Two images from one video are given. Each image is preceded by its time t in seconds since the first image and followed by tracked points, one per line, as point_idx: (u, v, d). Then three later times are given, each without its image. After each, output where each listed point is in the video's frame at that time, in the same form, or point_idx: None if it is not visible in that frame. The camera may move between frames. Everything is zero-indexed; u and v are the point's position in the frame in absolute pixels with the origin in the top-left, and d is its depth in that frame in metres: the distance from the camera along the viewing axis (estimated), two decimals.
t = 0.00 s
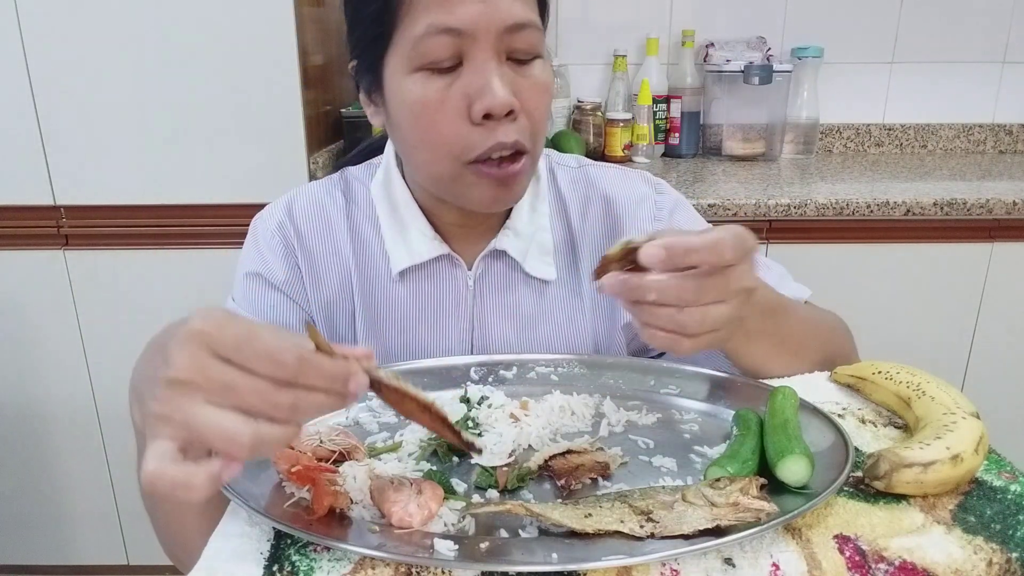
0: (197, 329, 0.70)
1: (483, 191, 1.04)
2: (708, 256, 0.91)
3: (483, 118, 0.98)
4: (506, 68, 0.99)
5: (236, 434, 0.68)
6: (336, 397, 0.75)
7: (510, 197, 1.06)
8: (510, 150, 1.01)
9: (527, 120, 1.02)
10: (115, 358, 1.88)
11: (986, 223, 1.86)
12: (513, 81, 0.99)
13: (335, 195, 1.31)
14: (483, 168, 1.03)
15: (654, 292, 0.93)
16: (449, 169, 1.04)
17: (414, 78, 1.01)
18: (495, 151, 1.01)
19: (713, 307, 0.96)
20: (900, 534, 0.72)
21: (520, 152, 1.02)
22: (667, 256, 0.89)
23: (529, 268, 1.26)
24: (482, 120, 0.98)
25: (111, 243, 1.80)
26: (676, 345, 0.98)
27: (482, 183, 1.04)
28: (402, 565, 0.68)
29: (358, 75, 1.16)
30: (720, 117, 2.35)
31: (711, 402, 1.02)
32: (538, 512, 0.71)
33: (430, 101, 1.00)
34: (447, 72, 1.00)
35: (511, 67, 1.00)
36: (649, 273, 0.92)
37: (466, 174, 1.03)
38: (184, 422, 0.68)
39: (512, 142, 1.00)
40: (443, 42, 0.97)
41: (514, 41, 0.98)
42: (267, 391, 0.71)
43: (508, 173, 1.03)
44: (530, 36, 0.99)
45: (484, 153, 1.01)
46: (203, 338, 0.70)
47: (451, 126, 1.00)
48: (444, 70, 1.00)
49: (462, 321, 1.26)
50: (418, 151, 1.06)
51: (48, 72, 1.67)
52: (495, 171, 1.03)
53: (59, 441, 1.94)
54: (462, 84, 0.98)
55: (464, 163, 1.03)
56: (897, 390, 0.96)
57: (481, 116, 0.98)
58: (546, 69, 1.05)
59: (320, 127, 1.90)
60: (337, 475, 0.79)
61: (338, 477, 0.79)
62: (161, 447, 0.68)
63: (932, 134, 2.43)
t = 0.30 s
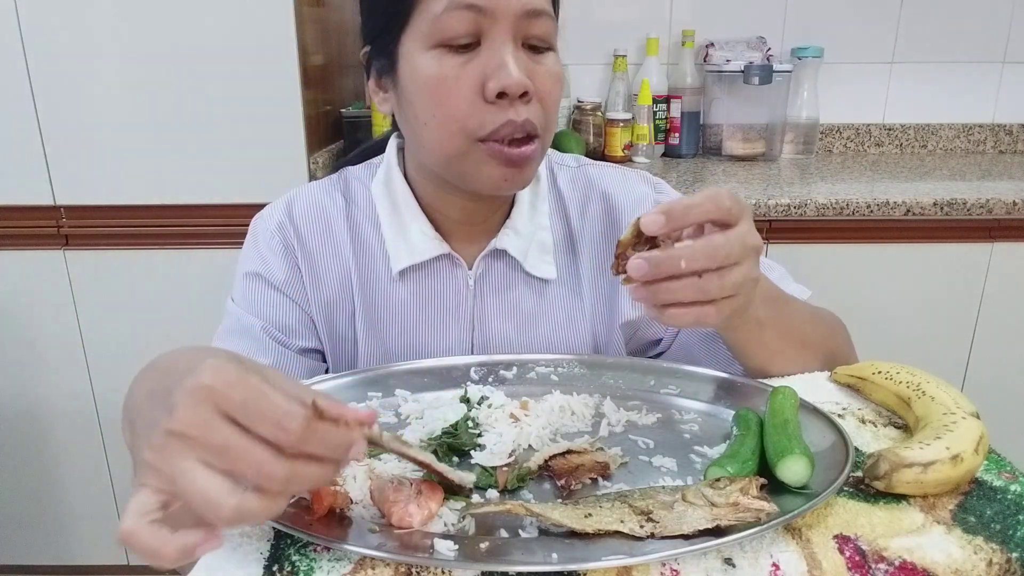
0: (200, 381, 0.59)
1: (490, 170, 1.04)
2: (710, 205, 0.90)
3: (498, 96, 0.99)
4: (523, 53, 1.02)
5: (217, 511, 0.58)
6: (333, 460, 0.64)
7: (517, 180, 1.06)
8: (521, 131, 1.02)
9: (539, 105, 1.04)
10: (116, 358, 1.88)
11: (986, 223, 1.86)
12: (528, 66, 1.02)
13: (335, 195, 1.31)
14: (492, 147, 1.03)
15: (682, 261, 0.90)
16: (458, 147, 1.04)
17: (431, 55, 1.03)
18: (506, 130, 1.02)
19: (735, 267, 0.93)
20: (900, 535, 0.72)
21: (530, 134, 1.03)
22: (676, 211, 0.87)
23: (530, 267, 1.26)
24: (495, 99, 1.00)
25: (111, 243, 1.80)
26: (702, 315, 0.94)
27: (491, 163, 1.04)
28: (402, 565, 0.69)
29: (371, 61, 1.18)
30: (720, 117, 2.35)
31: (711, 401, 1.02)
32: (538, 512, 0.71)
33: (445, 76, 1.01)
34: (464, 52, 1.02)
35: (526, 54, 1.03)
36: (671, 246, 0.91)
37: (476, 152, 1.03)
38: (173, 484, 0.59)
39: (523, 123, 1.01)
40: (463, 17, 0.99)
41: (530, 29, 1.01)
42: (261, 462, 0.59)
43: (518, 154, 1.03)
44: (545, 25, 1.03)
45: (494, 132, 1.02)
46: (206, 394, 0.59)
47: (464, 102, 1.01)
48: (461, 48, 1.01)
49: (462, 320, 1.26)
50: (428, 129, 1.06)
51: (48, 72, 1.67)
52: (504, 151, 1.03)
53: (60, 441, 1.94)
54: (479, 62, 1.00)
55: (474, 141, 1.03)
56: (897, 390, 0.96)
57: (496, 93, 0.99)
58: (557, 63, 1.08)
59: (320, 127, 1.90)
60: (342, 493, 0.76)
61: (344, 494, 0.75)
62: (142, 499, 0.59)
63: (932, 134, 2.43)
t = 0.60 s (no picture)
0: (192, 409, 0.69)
1: (481, 162, 1.04)
2: (698, 194, 0.92)
3: (491, 87, 1.00)
4: (520, 48, 1.03)
5: (136, 518, 0.66)
6: (264, 534, 0.66)
7: (508, 172, 1.06)
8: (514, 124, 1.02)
9: (534, 100, 1.04)
10: (115, 358, 1.88)
11: (986, 223, 1.86)
12: (524, 61, 1.02)
13: (333, 194, 1.31)
14: (484, 139, 1.03)
15: (673, 264, 0.90)
16: (450, 137, 1.04)
17: (429, 43, 1.04)
18: (498, 122, 1.02)
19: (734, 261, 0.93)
20: (900, 534, 0.72)
21: (522, 129, 1.03)
22: (670, 207, 0.89)
23: (527, 265, 1.26)
24: (490, 90, 1.00)
25: (111, 243, 1.80)
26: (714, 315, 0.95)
27: (482, 154, 1.04)
28: (401, 565, 0.69)
29: (375, 54, 1.20)
30: (720, 117, 2.35)
31: (711, 401, 1.02)
32: (538, 512, 0.71)
33: (442, 65, 1.02)
34: (463, 42, 1.03)
35: (524, 50, 1.04)
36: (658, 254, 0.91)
37: (467, 143, 1.03)
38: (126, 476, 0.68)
39: (516, 116, 1.01)
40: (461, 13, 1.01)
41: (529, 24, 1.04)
42: (191, 498, 0.65)
43: (509, 146, 1.03)
44: (544, 22, 1.05)
45: (487, 123, 1.02)
46: (198, 420, 0.68)
47: (458, 92, 1.02)
48: (459, 40, 1.02)
49: (460, 317, 1.27)
50: (422, 119, 1.07)
51: (48, 72, 1.67)
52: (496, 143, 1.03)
53: (60, 441, 1.94)
54: (475, 54, 1.01)
55: (466, 132, 1.03)
56: (897, 390, 0.96)
57: (489, 85, 1.00)
58: (557, 60, 1.09)
59: (320, 127, 1.90)
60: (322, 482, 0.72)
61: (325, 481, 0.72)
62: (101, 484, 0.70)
63: (932, 134, 2.43)
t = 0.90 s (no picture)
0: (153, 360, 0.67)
1: (468, 157, 1.06)
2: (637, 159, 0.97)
3: (480, 84, 1.02)
4: (512, 49, 1.05)
5: (64, 450, 0.62)
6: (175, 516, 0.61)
7: (496, 167, 1.07)
8: (502, 120, 1.04)
9: (525, 98, 1.06)
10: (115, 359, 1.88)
11: (986, 223, 1.86)
12: (516, 61, 1.04)
13: (334, 193, 1.31)
14: (472, 133, 1.05)
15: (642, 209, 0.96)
16: (439, 131, 1.06)
17: (423, 41, 1.06)
18: (487, 118, 1.04)
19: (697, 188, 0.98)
20: (900, 535, 0.72)
21: (509, 127, 1.05)
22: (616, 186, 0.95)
23: (526, 262, 1.27)
24: (478, 87, 1.02)
25: (111, 243, 1.80)
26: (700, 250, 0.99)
27: (470, 148, 1.05)
28: (401, 565, 0.69)
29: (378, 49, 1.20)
30: (720, 117, 2.35)
31: (710, 402, 1.02)
32: (538, 512, 0.71)
33: (434, 62, 1.05)
34: (456, 40, 1.05)
35: (517, 51, 1.06)
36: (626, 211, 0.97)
37: (456, 138, 1.05)
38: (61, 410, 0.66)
39: (504, 113, 1.03)
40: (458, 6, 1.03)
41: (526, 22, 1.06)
42: (121, 447, 0.63)
43: (497, 141, 1.05)
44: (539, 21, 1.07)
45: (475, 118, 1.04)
46: (161, 379, 0.68)
47: (448, 88, 1.04)
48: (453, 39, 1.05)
49: (460, 314, 1.26)
50: (413, 114, 1.09)
51: (48, 72, 1.67)
52: (484, 137, 1.05)
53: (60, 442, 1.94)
54: (466, 53, 1.04)
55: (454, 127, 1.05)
56: (897, 390, 0.96)
57: (478, 83, 1.02)
58: (552, 60, 1.11)
59: (320, 127, 1.90)
60: (308, 522, 0.69)
61: (314, 523, 0.68)
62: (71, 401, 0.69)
63: (932, 134, 2.43)
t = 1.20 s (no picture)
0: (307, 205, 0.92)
1: (468, 152, 1.08)
2: (620, 175, 0.97)
3: (481, 80, 1.03)
4: (514, 46, 1.06)
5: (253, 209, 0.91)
6: None
7: (497, 161, 1.09)
8: (503, 116, 1.05)
9: (525, 95, 1.07)
10: (115, 359, 1.88)
11: (986, 223, 1.86)
12: (518, 58, 1.06)
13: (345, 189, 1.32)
14: (473, 128, 1.06)
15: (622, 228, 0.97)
16: (441, 125, 1.08)
17: (428, 37, 1.07)
18: (488, 114, 1.05)
19: (677, 199, 1.00)
20: (900, 535, 0.72)
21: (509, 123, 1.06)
22: (601, 198, 0.94)
23: (530, 260, 1.27)
24: (479, 83, 1.03)
25: (112, 243, 1.80)
26: (681, 255, 1.01)
27: (472, 142, 1.07)
28: (401, 565, 0.69)
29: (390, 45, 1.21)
30: (720, 117, 2.35)
31: (710, 402, 1.02)
32: (538, 512, 0.71)
33: (437, 58, 1.06)
34: (459, 37, 1.06)
35: (520, 48, 1.07)
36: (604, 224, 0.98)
37: (457, 132, 1.07)
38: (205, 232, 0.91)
39: (503, 109, 1.04)
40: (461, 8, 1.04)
41: (527, 22, 1.07)
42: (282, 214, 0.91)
43: (497, 136, 1.06)
44: (541, 21, 1.08)
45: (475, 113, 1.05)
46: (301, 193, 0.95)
47: (451, 83, 1.05)
48: (458, 35, 1.06)
49: (463, 308, 1.26)
50: (418, 107, 1.11)
51: (48, 72, 1.67)
52: (483, 132, 1.06)
53: (61, 442, 1.94)
54: (469, 50, 1.05)
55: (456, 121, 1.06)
56: (897, 390, 0.96)
57: (480, 79, 1.03)
58: (553, 60, 1.11)
59: (320, 127, 1.90)
60: (307, 522, 0.69)
61: (314, 523, 0.68)
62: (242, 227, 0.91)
63: (932, 134, 2.43)
